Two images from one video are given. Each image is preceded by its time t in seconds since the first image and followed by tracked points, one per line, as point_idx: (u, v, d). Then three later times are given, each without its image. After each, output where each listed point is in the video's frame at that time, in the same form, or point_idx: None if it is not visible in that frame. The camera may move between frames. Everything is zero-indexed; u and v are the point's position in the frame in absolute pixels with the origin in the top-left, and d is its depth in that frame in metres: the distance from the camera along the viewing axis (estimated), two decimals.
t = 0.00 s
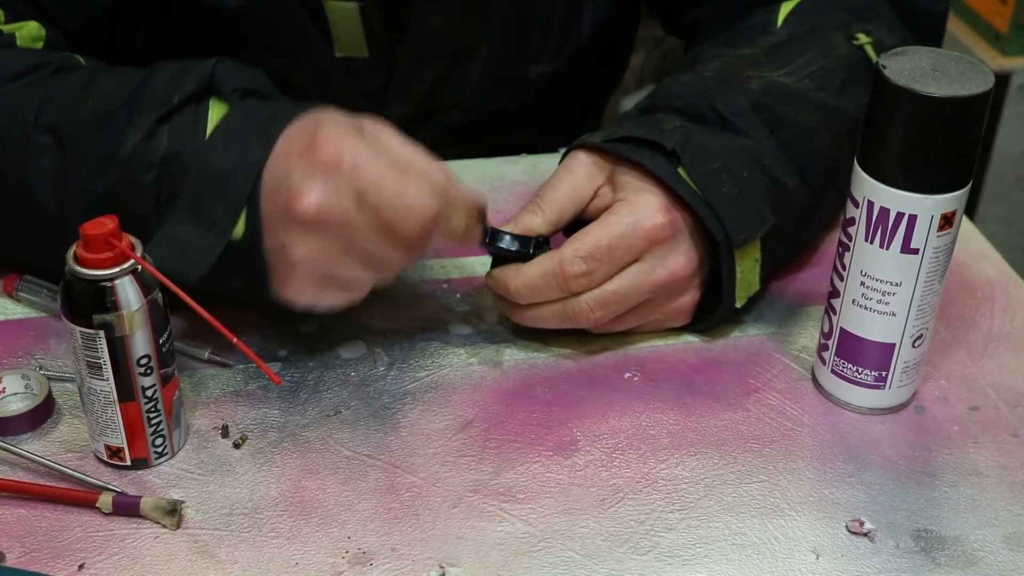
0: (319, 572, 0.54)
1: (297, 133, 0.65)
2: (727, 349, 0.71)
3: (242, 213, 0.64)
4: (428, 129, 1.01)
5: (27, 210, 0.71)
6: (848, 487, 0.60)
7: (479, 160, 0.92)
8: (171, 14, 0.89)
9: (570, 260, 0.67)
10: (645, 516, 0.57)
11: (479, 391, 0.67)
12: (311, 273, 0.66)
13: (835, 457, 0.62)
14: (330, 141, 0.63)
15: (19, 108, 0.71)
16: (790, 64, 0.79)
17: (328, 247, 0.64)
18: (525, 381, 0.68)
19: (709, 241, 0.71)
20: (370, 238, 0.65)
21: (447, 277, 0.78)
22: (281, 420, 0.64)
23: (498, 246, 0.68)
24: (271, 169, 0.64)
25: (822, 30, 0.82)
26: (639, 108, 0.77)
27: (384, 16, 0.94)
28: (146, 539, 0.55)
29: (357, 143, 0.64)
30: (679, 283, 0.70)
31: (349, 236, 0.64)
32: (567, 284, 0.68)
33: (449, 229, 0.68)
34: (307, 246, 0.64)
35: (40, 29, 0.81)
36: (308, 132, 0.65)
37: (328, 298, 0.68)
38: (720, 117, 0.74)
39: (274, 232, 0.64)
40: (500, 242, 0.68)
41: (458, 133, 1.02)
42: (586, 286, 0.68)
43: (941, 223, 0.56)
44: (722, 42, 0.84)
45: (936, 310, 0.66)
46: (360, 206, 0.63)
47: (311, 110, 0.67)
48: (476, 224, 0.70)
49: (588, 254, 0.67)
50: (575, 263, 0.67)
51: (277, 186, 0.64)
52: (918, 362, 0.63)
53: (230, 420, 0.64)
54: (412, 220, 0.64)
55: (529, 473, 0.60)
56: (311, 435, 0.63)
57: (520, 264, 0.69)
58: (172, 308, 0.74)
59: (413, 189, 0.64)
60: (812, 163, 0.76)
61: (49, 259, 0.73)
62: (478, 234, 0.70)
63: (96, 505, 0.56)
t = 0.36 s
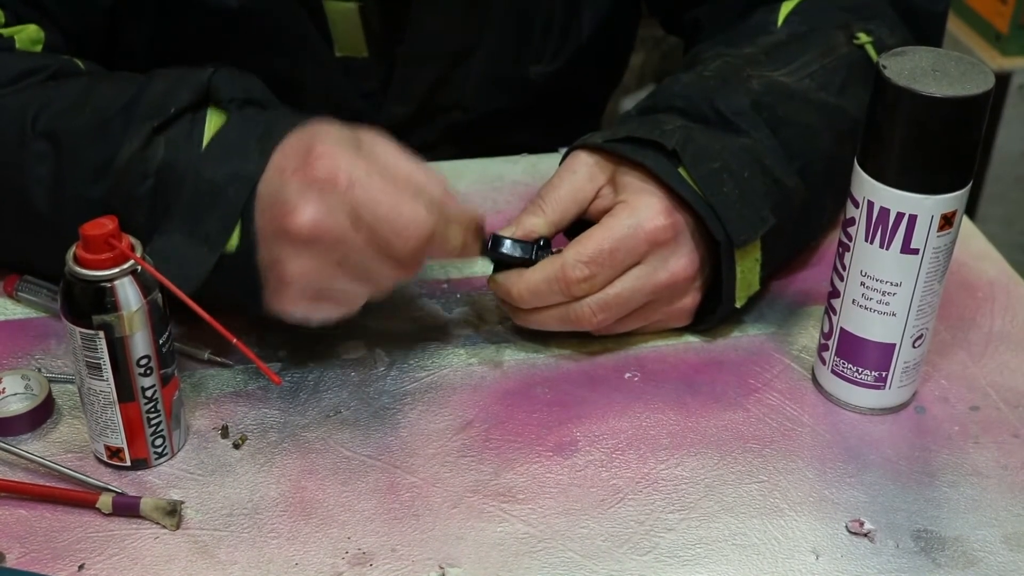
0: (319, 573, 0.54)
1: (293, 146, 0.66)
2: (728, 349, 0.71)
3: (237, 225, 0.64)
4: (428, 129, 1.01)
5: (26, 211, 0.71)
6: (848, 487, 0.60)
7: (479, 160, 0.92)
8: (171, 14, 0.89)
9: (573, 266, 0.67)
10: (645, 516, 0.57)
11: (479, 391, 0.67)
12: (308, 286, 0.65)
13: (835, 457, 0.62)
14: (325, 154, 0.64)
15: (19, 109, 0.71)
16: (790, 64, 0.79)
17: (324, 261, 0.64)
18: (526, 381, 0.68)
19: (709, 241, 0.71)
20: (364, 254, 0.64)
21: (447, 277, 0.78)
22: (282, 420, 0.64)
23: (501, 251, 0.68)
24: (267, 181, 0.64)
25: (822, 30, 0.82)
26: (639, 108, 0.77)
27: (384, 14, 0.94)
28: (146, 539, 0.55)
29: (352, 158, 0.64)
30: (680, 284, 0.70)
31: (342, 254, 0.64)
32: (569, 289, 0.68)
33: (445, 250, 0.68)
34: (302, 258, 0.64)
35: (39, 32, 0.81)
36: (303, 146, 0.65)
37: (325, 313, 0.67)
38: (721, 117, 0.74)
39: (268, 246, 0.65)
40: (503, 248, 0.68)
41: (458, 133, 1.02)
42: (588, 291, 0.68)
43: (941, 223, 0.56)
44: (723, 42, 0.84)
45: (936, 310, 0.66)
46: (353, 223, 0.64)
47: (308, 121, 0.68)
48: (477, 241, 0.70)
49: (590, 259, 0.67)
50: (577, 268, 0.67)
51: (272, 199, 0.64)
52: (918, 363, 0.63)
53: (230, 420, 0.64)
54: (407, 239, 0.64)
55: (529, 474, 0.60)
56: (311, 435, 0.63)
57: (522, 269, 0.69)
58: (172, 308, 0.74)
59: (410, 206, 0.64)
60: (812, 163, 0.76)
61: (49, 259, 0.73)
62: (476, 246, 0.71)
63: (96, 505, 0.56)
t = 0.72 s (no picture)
0: (318, 573, 0.54)
1: (285, 162, 0.65)
2: (728, 349, 0.71)
3: (229, 239, 0.65)
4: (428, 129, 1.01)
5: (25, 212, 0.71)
6: (848, 487, 0.60)
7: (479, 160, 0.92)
8: (170, 14, 0.88)
9: (573, 267, 0.67)
10: (644, 516, 0.57)
11: (479, 392, 0.67)
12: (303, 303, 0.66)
13: (835, 457, 0.62)
14: (317, 168, 0.63)
15: (18, 110, 0.71)
16: (790, 65, 0.79)
17: (317, 276, 0.64)
18: (525, 382, 0.68)
19: (710, 241, 0.71)
20: (354, 271, 0.63)
21: (446, 277, 0.78)
22: (281, 421, 0.64)
23: (500, 250, 0.68)
24: (261, 196, 0.64)
25: (822, 31, 0.82)
26: (641, 108, 0.77)
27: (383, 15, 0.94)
28: (145, 540, 0.55)
29: (345, 173, 0.63)
30: (680, 286, 0.70)
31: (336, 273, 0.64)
32: (569, 290, 0.67)
33: (439, 266, 0.64)
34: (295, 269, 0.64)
35: (37, 37, 0.81)
36: (297, 160, 0.65)
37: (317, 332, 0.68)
38: (721, 117, 0.74)
39: (259, 259, 0.65)
40: (504, 247, 0.68)
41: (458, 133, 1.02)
42: (589, 292, 0.68)
43: (941, 224, 0.56)
44: (723, 43, 0.84)
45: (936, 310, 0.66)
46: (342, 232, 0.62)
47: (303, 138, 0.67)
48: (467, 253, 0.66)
49: (590, 260, 0.67)
50: (577, 270, 0.67)
51: (263, 211, 0.64)
52: (918, 362, 0.63)
53: (230, 421, 0.64)
54: (400, 251, 0.62)
55: (529, 474, 0.60)
56: (311, 436, 0.63)
57: (522, 269, 0.68)
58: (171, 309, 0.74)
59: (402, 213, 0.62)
60: (813, 163, 0.76)
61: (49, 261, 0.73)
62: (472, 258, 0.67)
63: (95, 506, 0.56)
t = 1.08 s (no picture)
0: (319, 571, 0.54)
1: (258, 144, 0.65)
2: (728, 349, 0.71)
3: (224, 213, 0.66)
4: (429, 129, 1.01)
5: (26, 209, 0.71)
6: (848, 486, 0.60)
7: (479, 159, 0.92)
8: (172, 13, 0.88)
9: (597, 267, 0.66)
10: (645, 515, 0.57)
11: (479, 391, 0.67)
12: (295, 288, 0.67)
13: (835, 456, 0.62)
14: (281, 158, 0.64)
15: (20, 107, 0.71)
16: (793, 67, 0.79)
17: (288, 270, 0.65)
18: (525, 381, 0.68)
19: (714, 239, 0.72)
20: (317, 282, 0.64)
21: (446, 276, 0.77)
22: (282, 419, 0.64)
23: (520, 244, 0.65)
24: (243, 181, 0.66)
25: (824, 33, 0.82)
26: (644, 105, 0.77)
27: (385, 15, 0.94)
28: (145, 537, 0.55)
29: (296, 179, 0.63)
30: (694, 285, 0.71)
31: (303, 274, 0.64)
32: (593, 291, 0.66)
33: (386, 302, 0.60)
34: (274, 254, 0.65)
35: (30, 32, 0.81)
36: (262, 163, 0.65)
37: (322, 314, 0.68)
38: (725, 116, 0.74)
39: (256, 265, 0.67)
40: (525, 242, 0.65)
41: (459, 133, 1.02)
42: (611, 292, 0.67)
43: (941, 223, 0.56)
44: (725, 44, 0.84)
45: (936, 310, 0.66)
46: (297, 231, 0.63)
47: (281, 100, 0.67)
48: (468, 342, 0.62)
49: (615, 261, 0.66)
50: (602, 270, 0.66)
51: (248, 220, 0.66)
52: (918, 362, 0.63)
53: (230, 419, 0.64)
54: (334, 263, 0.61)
55: (529, 472, 0.60)
56: (311, 434, 0.63)
57: (543, 265, 0.66)
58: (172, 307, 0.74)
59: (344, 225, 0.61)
60: (814, 164, 0.76)
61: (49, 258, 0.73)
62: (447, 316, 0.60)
63: (96, 503, 0.56)
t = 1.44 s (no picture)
0: (319, 572, 0.54)
1: (269, 120, 0.65)
2: (728, 349, 0.71)
3: (221, 192, 0.64)
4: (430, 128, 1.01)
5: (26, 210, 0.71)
6: (848, 487, 0.60)
7: (480, 160, 0.92)
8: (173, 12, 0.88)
9: (599, 261, 0.66)
10: (645, 516, 0.57)
11: (479, 392, 0.67)
12: (286, 273, 0.64)
13: (834, 457, 0.62)
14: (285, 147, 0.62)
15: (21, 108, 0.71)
16: (796, 67, 0.79)
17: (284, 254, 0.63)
18: (526, 381, 0.68)
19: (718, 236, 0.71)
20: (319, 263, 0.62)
21: (447, 276, 0.78)
22: (282, 419, 0.64)
23: (521, 240, 0.67)
24: (245, 154, 0.64)
25: (826, 34, 0.82)
26: (647, 103, 0.77)
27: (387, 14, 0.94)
28: (145, 537, 0.55)
29: (299, 162, 0.61)
30: (696, 280, 0.70)
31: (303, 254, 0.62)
32: (595, 285, 0.67)
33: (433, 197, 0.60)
34: (266, 233, 0.63)
35: (38, 28, 0.81)
36: (275, 123, 0.64)
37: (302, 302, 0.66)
38: (729, 114, 0.74)
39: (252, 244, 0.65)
40: (526, 239, 0.67)
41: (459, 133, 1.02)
42: (613, 286, 0.68)
43: (942, 224, 0.56)
44: (728, 44, 0.84)
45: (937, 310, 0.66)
46: (305, 214, 0.60)
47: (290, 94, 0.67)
48: (483, 196, 0.64)
49: (616, 254, 0.66)
50: (604, 264, 0.66)
51: (249, 179, 0.63)
52: (918, 363, 0.63)
53: (230, 420, 0.64)
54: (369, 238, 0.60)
55: (529, 473, 0.60)
56: (312, 434, 0.63)
57: (545, 261, 0.67)
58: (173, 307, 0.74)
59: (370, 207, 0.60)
60: (817, 163, 0.76)
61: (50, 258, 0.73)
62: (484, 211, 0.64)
63: (95, 504, 0.56)
